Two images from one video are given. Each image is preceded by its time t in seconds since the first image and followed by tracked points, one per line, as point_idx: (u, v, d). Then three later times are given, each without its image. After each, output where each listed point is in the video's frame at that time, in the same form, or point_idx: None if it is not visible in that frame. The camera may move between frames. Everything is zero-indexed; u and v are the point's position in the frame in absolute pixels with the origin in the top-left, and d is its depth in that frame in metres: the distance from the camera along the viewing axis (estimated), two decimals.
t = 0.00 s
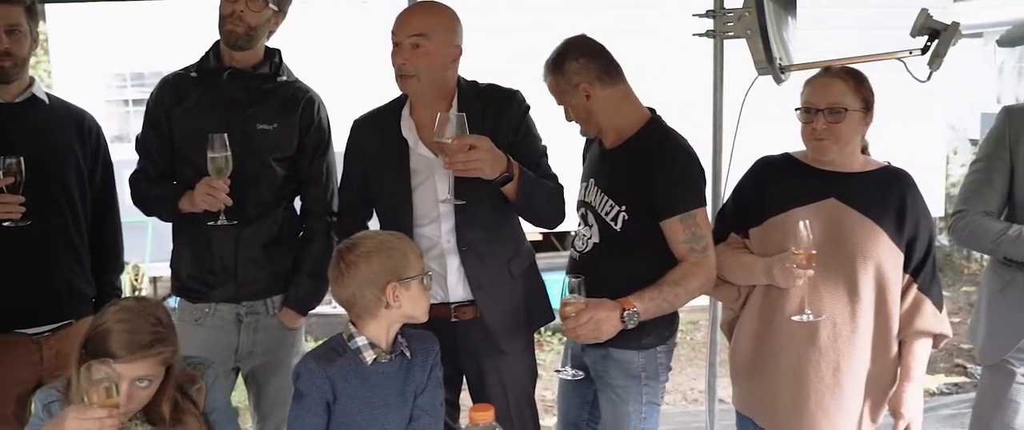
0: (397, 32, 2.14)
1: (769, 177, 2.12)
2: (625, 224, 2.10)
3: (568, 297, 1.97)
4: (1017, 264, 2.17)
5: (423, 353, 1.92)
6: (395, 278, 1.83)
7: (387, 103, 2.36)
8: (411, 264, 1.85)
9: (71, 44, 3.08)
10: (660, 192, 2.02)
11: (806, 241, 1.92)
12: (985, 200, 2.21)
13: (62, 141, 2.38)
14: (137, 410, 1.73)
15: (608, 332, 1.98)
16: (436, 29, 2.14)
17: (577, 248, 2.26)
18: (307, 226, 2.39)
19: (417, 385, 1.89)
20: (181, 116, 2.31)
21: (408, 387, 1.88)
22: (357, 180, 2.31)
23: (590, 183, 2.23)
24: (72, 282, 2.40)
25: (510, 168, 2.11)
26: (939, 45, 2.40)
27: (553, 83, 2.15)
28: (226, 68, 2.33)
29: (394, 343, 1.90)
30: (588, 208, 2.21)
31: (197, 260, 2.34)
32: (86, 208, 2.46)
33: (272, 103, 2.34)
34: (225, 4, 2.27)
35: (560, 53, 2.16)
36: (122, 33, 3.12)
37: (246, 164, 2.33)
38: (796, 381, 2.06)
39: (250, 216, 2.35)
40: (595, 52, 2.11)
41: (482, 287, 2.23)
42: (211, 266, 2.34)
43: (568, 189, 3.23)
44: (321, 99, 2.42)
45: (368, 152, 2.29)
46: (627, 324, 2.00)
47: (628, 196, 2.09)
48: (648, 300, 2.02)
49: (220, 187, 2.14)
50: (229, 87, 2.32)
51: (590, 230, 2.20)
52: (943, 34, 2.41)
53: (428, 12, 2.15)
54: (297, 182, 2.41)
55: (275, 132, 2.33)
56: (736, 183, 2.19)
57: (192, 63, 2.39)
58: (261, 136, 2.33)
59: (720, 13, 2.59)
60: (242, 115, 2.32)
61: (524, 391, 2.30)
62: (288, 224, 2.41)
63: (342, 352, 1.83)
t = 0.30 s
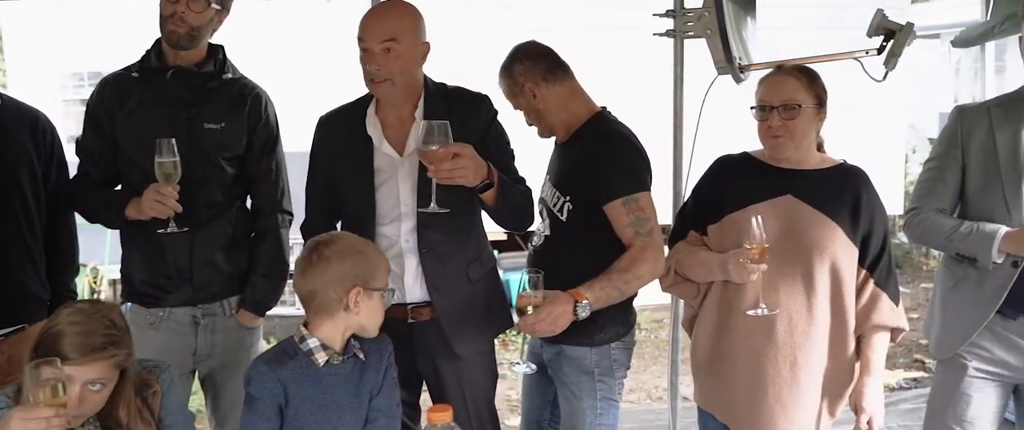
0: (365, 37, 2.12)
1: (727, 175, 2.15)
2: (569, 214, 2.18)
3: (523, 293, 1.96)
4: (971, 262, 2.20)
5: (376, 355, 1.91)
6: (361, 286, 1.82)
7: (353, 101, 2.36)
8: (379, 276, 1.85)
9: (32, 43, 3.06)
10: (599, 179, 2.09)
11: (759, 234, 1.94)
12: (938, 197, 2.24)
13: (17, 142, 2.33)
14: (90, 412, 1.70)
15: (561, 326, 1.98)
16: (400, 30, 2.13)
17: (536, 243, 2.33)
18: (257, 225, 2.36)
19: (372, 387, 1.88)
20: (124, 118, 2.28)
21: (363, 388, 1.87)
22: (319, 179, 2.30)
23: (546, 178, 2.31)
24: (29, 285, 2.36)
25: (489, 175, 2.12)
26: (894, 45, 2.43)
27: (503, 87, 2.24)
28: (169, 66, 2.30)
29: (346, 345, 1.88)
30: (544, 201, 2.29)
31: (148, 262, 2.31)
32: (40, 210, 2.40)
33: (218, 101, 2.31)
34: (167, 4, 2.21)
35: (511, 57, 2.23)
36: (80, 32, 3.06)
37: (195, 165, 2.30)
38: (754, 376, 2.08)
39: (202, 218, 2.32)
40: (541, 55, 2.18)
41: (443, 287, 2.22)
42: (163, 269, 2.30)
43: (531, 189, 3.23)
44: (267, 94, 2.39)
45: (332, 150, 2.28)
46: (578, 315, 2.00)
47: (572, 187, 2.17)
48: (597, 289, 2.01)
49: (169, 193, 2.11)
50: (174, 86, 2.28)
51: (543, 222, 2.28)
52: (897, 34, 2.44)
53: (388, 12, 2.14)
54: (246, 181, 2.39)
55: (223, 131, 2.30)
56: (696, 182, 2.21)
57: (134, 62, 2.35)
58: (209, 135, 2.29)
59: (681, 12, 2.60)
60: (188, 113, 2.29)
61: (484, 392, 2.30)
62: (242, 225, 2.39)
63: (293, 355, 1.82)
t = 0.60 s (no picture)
0: (333, 37, 2.09)
1: (683, 175, 2.16)
2: (518, 214, 2.39)
3: (489, 282, 2.07)
4: (922, 259, 2.23)
5: (327, 362, 1.89)
6: (328, 301, 1.82)
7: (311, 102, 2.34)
8: (347, 298, 1.85)
9: None
10: (550, 181, 2.31)
11: (713, 231, 1.96)
12: (890, 196, 2.28)
13: None
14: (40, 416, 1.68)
15: (523, 318, 2.11)
16: (363, 27, 2.12)
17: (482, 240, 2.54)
18: (197, 226, 2.34)
19: (324, 395, 1.87)
20: (54, 120, 2.24)
21: (314, 393, 1.85)
22: (278, 182, 2.27)
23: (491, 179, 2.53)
24: None
25: (455, 190, 2.16)
26: (849, 45, 2.47)
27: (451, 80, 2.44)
28: (101, 64, 2.26)
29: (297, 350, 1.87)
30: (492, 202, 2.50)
31: (86, 274, 2.27)
32: None
33: (151, 99, 2.28)
34: (89, 6, 2.18)
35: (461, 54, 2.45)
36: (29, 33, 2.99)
37: (133, 167, 2.27)
38: (711, 374, 2.09)
39: (143, 221, 2.29)
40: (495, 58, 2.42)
41: (402, 289, 2.21)
42: (102, 278, 2.27)
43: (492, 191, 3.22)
44: (202, 90, 2.38)
45: (290, 150, 2.25)
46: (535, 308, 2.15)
47: (522, 189, 2.38)
48: (551, 285, 2.18)
49: (114, 223, 2.11)
50: (106, 84, 2.25)
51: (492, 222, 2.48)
52: (851, 36, 2.47)
53: (347, 13, 2.11)
54: (184, 180, 2.36)
55: (160, 128, 2.28)
56: (652, 182, 2.22)
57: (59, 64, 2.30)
58: (145, 133, 2.27)
59: (638, 13, 2.60)
60: (121, 112, 2.25)
61: (445, 396, 2.27)
62: (183, 225, 2.38)
63: (243, 357, 1.79)
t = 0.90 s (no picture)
0: (270, 39, 2.07)
1: (633, 174, 2.17)
2: (480, 212, 2.43)
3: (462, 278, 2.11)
4: (869, 257, 2.27)
5: (286, 369, 1.86)
6: (294, 311, 1.80)
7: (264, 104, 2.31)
8: (312, 309, 1.83)
9: None
10: (511, 178, 2.37)
11: (667, 228, 1.96)
12: (838, 195, 2.32)
13: None
14: None
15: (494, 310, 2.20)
16: (308, 30, 2.09)
17: (432, 242, 2.55)
18: (133, 225, 2.37)
19: (283, 400, 1.85)
20: None
21: (272, 399, 1.83)
22: (229, 186, 2.23)
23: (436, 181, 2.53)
24: None
25: (389, 216, 2.18)
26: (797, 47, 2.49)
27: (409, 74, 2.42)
28: (31, 67, 2.22)
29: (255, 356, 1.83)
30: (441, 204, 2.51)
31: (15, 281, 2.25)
32: None
33: (82, 101, 2.26)
34: None
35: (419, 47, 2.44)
36: None
37: (65, 174, 2.24)
38: (665, 371, 2.09)
39: (79, 226, 2.28)
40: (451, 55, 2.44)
41: (355, 289, 2.19)
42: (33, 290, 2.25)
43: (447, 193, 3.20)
44: (133, 87, 2.37)
45: (240, 151, 2.22)
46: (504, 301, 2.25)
47: (479, 188, 2.42)
48: (512, 276, 2.29)
49: (40, 260, 2.09)
50: (36, 86, 2.21)
51: (445, 226, 2.49)
52: (798, 37, 2.50)
53: (289, 13, 2.09)
54: (118, 181, 2.37)
55: (93, 131, 2.27)
56: (603, 182, 2.22)
57: None
58: (79, 137, 2.25)
59: (589, 14, 2.61)
60: (53, 114, 2.22)
61: (401, 399, 2.27)
62: (116, 228, 2.39)
63: (203, 360, 1.76)
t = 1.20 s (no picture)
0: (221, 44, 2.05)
1: (590, 175, 2.17)
2: (446, 215, 2.41)
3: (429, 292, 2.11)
4: (821, 255, 2.29)
5: (244, 377, 1.84)
6: (255, 319, 1.77)
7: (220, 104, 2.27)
8: (274, 319, 1.81)
9: None
10: (477, 181, 2.36)
11: (623, 227, 1.96)
12: (791, 193, 2.35)
13: None
14: None
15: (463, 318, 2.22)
16: (262, 44, 2.03)
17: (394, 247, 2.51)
18: (74, 224, 2.32)
19: (240, 407, 1.83)
20: None
21: (230, 406, 1.81)
22: (184, 188, 2.19)
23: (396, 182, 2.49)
24: None
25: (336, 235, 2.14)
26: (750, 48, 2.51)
27: (382, 82, 2.31)
28: None
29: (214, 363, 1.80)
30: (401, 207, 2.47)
31: None
32: None
33: (15, 103, 2.24)
34: None
35: (391, 52, 2.31)
36: None
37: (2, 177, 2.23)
38: (622, 371, 2.09)
39: (16, 230, 2.26)
40: (422, 60, 2.35)
41: (312, 292, 2.16)
42: None
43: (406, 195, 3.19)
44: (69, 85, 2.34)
45: (197, 151, 2.18)
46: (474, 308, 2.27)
47: (444, 190, 2.40)
48: (479, 281, 2.30)
49: None
50: None
51: (409, 229, 2.45)
52: (751, 38, 2.51)
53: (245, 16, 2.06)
54: (57, 183, 2.34)
55: (27, 133, 2.25)
56: (560, 182, 2.22)
57: None
58: (13, 139, 2.24)
59: (544, 14, 2.61)
60: None
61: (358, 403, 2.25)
62: (55, 232, 2.36)
63: (160, 365, 1.72)
